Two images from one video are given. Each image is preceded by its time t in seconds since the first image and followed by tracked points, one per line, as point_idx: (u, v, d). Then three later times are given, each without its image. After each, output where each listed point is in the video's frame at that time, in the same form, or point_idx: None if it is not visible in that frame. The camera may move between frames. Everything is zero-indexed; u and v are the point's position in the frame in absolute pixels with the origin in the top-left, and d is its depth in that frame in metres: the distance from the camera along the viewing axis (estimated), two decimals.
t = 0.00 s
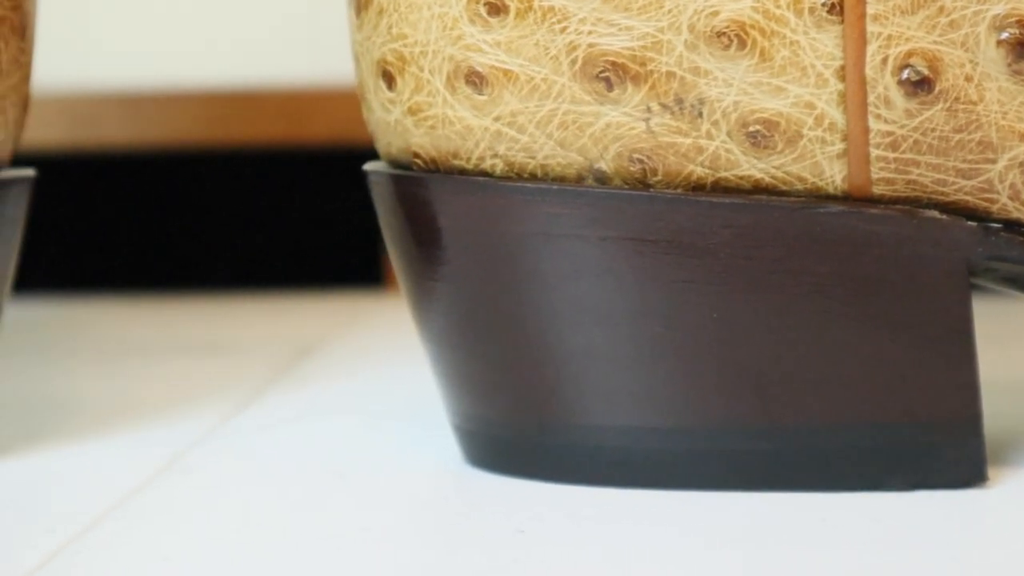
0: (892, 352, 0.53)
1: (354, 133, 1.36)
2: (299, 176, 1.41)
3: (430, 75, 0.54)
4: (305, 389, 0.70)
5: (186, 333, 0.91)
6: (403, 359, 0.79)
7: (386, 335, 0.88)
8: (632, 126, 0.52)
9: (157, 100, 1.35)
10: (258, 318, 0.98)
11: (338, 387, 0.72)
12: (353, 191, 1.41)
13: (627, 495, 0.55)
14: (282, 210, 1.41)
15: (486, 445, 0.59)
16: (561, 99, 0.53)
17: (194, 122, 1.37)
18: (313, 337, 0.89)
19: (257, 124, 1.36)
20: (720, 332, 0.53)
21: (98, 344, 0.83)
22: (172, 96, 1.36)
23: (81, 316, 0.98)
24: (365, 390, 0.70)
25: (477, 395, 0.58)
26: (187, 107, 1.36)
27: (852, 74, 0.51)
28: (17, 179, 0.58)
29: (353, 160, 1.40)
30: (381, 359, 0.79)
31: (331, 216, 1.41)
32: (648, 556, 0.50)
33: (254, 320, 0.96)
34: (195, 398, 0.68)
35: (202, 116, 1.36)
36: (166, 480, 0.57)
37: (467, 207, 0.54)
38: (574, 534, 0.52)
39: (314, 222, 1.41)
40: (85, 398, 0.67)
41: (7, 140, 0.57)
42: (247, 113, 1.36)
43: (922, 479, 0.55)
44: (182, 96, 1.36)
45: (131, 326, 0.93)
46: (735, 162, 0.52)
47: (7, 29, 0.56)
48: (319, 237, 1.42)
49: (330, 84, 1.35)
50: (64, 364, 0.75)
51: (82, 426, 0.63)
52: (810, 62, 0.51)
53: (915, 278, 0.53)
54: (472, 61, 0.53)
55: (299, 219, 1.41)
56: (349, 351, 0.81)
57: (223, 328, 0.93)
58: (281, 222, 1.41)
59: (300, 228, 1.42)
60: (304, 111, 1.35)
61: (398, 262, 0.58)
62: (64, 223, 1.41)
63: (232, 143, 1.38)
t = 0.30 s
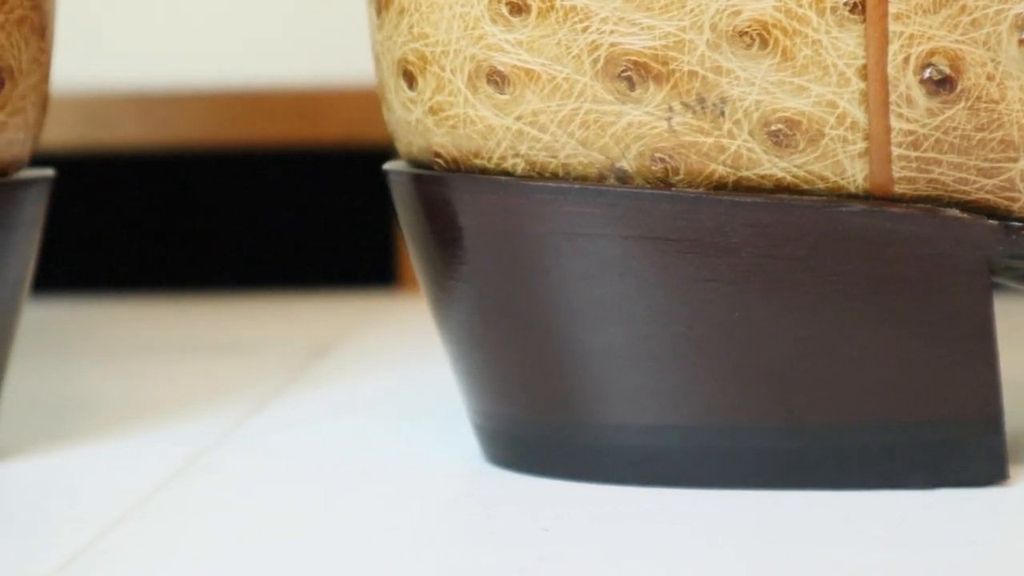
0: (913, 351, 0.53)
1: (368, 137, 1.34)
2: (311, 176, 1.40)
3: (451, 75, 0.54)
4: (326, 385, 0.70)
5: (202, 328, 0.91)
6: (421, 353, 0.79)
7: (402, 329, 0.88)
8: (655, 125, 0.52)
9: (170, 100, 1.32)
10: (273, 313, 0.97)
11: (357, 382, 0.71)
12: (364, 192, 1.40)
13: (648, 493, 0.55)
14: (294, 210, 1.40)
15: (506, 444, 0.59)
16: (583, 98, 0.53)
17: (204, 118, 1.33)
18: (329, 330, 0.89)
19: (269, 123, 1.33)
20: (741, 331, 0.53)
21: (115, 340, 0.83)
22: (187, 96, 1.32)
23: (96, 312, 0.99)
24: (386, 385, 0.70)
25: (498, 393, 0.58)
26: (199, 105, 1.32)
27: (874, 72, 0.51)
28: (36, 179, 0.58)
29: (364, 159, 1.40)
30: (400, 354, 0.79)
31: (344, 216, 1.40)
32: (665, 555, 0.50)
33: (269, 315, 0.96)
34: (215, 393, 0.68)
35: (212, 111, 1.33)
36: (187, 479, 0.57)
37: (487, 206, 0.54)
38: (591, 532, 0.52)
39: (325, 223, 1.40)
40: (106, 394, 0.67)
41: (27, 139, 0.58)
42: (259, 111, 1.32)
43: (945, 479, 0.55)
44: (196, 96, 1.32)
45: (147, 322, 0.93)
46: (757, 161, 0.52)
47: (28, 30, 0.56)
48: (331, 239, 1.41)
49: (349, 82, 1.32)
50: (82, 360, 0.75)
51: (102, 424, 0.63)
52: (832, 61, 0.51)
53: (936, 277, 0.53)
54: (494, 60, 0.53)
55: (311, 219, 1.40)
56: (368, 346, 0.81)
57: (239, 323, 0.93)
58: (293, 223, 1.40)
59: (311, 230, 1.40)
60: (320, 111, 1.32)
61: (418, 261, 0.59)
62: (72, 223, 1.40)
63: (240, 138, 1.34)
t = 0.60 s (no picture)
0: (937, 343, 0.53)
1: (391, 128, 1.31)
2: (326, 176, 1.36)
3: (475, 67, 0.54)
4: (352, 373, 0.70)
5: (223, 316, 0.91)
6: (444, 340, 0.79)
7: (423, 316, 0.88)
8: (679, 117, 0.52)
9: (179, 97, 1.29)
10: (293, 300, 0.98)
11: (381, 370, 0.71)
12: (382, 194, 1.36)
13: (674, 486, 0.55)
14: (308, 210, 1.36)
15: (529, 437, 0.59)
16: (607, 91, 0.52)
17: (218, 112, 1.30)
18: (350, 316, 0.89)
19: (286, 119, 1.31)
20: (764, 323, 0.53)
21: (138, 330, 0.83)
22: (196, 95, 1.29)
23: (116, 303, 0.99)
24: (410, 371, 0.70)
25: (521, 386, 0.58)
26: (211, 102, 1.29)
27: (898, 65, 0.51)
28: (58, 172, 0.58)
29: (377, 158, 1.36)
30: (421, 341, 0.79)
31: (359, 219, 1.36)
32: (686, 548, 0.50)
33: (288, 303, 0.96)
34: (239, 382, 0.68)
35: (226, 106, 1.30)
36: (211, 471, 0.57)
37: (511, 199, 0.54)
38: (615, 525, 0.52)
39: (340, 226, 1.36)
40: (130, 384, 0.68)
41: (48, 133, 0.58)
42: (272, 108, 1.30)
43: (968, 471, 0.55)
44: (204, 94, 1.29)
45: (167, 312, 0.93)
46: (780, 154, 0.52)
47: (49, 23, 0.57)
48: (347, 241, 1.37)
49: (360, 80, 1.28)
50: (106, 351, 0.75)
51: (127, 414, 0.63)
52: (856, 54, 0.51)
53: (960, 269, 0.53)
54: (518, 53, 0.53)
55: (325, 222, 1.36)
56: (390, 332, 0.81)
57: (259, 312, 0.93)
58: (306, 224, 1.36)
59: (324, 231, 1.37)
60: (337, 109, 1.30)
61: (440, 253, 0.59)
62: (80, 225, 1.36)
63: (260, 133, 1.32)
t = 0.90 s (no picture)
0: (955, 333, 0.53)
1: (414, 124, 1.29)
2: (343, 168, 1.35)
3: (493, 58, 0.54)
4: (372, 363, 0.70)
5: (239, 308, 0.91)
6: (462, 330, 0.79)
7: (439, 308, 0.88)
8: (698, 108, 0.52)
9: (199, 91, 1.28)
10: (309, 291, 0.98)
11: (401, 361, 0.72)
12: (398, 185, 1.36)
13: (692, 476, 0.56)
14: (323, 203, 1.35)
15: (546, 427, 0.59)
16: (626, 81, 0.52)
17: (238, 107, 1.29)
18: (367, 307, 0.89)
19: (307, 111, 1.29)
20: (782, 313, 0.53)
21: (154, 321, 0.83)
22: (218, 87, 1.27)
23: (133, 295, 0.99)
24: (430, 361, 0.70)
25: (538, 376, 0.58)
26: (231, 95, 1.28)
27: (917, 56, 0.50)
28: (75, 162, 0.59)
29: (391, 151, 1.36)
30: (439, 331, 0.79)
31: (376, 211, 1.35)
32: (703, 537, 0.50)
33: (304, 296, 0.96)
34: (257, 372, 0.68)
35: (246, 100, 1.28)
36: (232, 460, 0.57)
37: (529, 190, 0.54)
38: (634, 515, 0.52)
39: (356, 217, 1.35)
40: (148, 375, 0.68)
41: (63, 123, 0.58)
42: (293, 99, 1.28)
43: (985, 463, 0.56)
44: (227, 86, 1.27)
45: (184, 304, 0.93)
46: (799, 144, 0.52)
47: (66, 13, 0.57)
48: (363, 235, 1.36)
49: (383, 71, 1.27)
50: (124, 342, 0.76)
51: (146, 404, 0.63)
52: (875, 45, 0.51)
53: (979, 260, 0.53)
54: (537, 42, 0.53)
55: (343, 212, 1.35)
56: (407, 322, 0.82)
57: (276, 303, 0.93)
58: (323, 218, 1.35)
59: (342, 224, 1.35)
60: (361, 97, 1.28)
61: (457, 243, 0.59)
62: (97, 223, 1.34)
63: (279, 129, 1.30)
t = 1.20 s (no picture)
0: (971, 336, 0.54)
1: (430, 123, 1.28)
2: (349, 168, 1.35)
3: (510, 60, 0.54)
4: (388, 365, 0.70)
5: (254, 308, 0.91)
6: (479, 332, 0.79)
7: (454, 309, 0.88)
8: (714, 110, 0.52)
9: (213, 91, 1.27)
10: (323, 292, 0.98)
11: (418, 364, 0.72)
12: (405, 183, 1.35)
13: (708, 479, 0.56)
14: (330, 203, 1.34)
15: (561, 430, 0.59)
16: (643, 83, 0.52)
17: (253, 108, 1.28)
18: (382, 308, 0.90)
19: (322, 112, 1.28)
20: (799, 316, 0.53)
21: (169, 322, 0.84)
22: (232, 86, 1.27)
23: (143, 294, 0.99)
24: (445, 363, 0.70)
25: (554, 379, 0.58)
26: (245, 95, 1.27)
27: (934, 59, 0.50)
28: (91, 164, 0.59)
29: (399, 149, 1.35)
30: (454, 333, 0.79)
31: (384, 211, 1.34)
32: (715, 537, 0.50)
33: (318, 296, 0.97)
34: (273, 372, 0.68)
35: (260, 100, 1.27)
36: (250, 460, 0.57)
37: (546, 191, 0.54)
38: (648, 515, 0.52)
39: (364, 217, 1.34)
40: (163, 376, 0.68)
41: (79, 125, 0.58)
42: (308, 99, 1.27)
43: (1000, 464, 0.56)
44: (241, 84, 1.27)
45: (199, 305, 0.94)
46: (816, 146, 0.52)
47: (83, 14, 0.57)
48: (372, 234, 1.35)
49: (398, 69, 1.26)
50: (139, 343, 0.76)
51: (162, 405, 0.64)
52: (893, 46, 0.51)
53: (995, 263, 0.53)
54: (554, 45, 0.53)
55: (350, 212, 1.34)
56: (422, 323, 0.82)
57: (290, 304, 0.93)
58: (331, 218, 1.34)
59: (350, 223, 1.34)
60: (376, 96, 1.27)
61: (473, 244, 0.59)
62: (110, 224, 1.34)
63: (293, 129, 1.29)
